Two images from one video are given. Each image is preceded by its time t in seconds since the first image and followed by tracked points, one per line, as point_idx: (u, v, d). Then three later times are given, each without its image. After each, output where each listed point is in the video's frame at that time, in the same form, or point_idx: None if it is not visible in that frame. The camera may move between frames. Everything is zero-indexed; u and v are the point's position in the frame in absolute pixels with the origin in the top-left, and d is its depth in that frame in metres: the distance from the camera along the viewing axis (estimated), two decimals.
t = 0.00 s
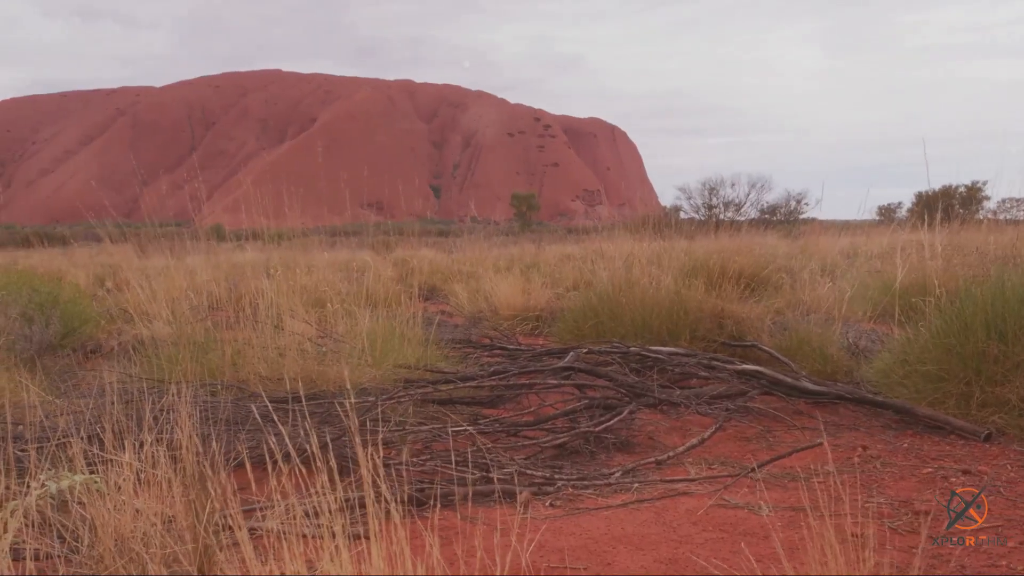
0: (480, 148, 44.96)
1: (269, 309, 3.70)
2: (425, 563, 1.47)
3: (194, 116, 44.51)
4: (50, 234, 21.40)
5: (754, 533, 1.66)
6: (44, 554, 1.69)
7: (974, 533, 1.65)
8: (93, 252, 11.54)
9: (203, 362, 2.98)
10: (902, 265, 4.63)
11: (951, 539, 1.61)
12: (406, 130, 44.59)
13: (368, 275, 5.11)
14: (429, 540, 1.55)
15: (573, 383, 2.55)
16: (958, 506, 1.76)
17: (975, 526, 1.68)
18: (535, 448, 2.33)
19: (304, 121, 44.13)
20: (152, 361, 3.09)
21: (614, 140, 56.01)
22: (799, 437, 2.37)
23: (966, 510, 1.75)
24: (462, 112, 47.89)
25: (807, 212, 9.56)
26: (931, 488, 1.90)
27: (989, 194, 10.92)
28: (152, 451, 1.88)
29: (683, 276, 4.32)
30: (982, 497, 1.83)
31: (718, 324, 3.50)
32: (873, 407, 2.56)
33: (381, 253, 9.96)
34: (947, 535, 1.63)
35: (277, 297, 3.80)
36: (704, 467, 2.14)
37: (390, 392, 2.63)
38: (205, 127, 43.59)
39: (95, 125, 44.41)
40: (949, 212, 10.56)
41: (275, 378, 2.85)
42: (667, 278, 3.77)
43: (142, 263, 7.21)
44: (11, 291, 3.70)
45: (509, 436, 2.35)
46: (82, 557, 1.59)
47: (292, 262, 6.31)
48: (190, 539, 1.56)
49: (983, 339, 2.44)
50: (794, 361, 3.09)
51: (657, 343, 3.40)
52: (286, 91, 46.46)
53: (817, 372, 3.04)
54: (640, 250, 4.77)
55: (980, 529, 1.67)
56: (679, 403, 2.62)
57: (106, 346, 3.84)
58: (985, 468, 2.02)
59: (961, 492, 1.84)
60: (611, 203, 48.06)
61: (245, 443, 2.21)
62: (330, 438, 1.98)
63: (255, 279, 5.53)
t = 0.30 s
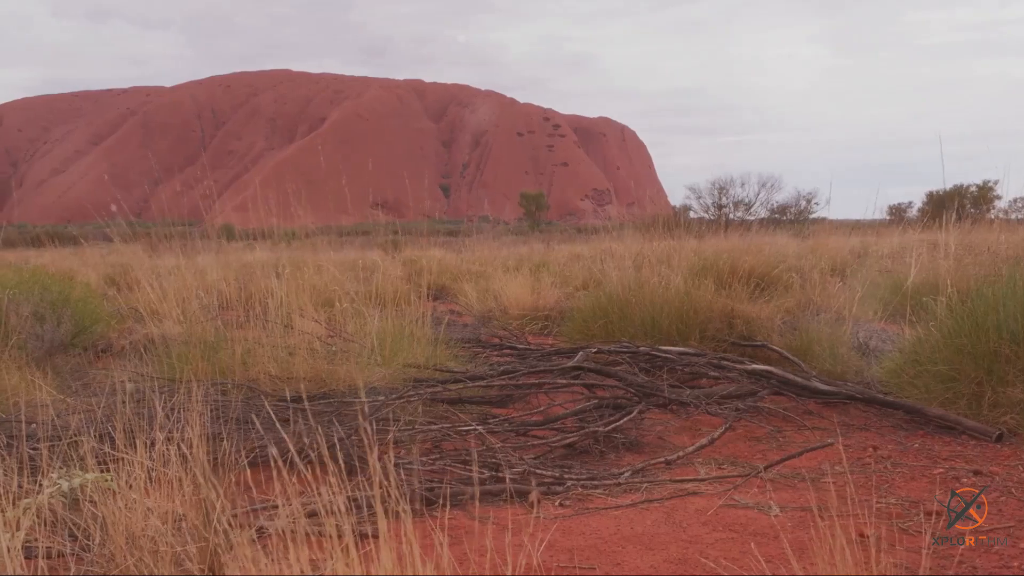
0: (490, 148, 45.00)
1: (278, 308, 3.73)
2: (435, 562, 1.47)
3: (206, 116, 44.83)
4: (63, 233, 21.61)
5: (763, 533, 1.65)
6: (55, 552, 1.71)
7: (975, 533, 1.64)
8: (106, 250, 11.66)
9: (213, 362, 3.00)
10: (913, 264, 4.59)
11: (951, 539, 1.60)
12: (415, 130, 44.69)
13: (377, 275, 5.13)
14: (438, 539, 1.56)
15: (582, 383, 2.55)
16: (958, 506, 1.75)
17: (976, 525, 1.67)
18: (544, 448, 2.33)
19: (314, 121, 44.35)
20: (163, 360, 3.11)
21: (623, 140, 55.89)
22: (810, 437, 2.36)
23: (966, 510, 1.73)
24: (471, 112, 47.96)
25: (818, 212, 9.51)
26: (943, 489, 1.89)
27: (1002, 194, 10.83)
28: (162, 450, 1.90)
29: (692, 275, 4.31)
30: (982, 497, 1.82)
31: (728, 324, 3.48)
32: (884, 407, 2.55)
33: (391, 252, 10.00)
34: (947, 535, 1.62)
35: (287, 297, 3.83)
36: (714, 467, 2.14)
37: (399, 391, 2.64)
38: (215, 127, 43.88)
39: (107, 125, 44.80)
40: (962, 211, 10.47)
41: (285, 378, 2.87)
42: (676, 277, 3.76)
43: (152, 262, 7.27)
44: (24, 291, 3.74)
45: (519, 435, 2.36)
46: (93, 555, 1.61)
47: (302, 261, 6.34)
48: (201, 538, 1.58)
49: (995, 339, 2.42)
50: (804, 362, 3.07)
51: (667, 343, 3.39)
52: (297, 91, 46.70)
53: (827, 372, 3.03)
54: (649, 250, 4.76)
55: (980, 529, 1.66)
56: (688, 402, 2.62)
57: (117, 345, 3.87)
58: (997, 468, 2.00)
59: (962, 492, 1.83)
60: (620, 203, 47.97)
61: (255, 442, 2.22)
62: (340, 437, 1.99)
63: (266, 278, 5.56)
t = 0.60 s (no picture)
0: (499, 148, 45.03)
1: (289, 308, 3.75)
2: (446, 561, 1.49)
3: (218, 117, 45.17)
4: (77, 233, 21.81)
5: (775, 534, 1.65)
6: (68, 551, 1.73)
7: (973, 533, 1.64)
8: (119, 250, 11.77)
9: (224, 361, 3.02)
10: (925, 264, 4.56)
11: (951, 539, 1.59)
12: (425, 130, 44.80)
13: (387, 274, 5.16)
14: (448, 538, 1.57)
15: (592, 383, 2.55)
16: (958, 507, 1.75)
17: (974, 525, 1.67)
18: (554, 448, 2.34)
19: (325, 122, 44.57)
20: (174, 360, 3.14)
21: (633, 140, 55.75)
22: (821, 437, 2.35)
23: (966, 510, 1.73)
24: (481, 112, 48.03)
25: (828, 211, 9.45)
26: (955, 490, 1.88)
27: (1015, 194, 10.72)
28: (173, 449, 1.92)
29: (702, 275, 4.30)
30: (981, 497, 1.81)
31: (738, 324, 3.47)
32: (895, 407, 2.53)
33: (401, 252, 10.03)
34: (946, 535, 1.62)
35: (298, 297, 3.85)
36: (725, 467, 2.13)
37: (410, 391, 2.65)
38: (227, 128, 44.20)
39: (120, 126, 45.21)
40: (975, 211, 10.37)
41: (296, 378, 2.90)
42: (686, 277, 3.75)
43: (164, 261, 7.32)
44: (37, 291, 3.79)
45: (529, 435, 2.36)
46: (105, 554, 1.63)
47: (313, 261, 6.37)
48: (212, 537, 1.59)
49: (1008, 339, 2.40)
50: (815, 362, 3.06)
51: (677, 343, 3.38)
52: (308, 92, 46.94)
53: (838, 373, 3.01)
54: (659, 249, 4.75)
55: (979, 529, 1.65)
56: (699, 403, 2.61)
57: (128, 345, 3.91)
58: (1010, 470, 1.98)
59: (961, 492, 1.83)
60: (630, 203, 47.90)
61: (266, 441, 2.24)
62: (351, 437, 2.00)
63: (276, 278, 5.59)
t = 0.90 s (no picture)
0: (510, 147, 45.06)
1: (299, 308, 3.78)
2: (455, 560, 1.50)
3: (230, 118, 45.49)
4: (90, 232, 22.03)
5: (786, 534, 1.64)
6: (79, 549, 1.75)
7: (974, 533, 1.63)
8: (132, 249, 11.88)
9: (234, 360, 3.04)
10: (937, 264, 4.51)
11: (951, 539, 1.58)
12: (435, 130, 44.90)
13: (397, 274, 5.17)
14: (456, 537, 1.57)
15: (603, 383, 2.55)
16: (958, 507, 1.74)
17: (975, 526, 1.66)
18: (564, 448, 2.34)
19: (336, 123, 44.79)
20: (185, 359, 3.17)
21: (643, 140, 55.59)
22: (832, 437, 2.34)
23: (966, 510, 1.72)
24: (491, 112, 48.07)
25: (840, 211, 9.38)
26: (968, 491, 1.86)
27: None
28: (184, 448, 1.94)
29: (713, 275, 4.28)
30: (982, 497, 1.80)
31: (749, 324, 3.46)
32: (907, 408, 2.51)
33: (411, 251, 10.06)
34: (946, 535, 1.61)
35: (309, 296, 3.87)
36: (736, 468, 2.13)
37: (420, 390, 2.66)
38: (239, 129, 44.51)
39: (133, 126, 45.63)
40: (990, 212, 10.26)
41: (307, 377, 2.92)
42: (697, 277, 3.74)
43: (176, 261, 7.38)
44: (49, 290, 3.84)
45: (539, 435, 2.36)
46: (116, 552, 1.65)
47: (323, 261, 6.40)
48: (222, 536, 1.60)
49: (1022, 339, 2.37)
50: (826, 362, 3.03)
51: (687, 343, 3.37)
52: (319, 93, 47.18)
53: (850, 373, 2.98)
54: (670, 249, 4.73)
55: (979, 529, 1.64)
56: (709, 403, 2.60)
57: (140, 344, 3.95)
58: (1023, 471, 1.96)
59: (961, 493, 1.81)
60: (640, 203, 47.77)
61: (277, 441, 2.26)
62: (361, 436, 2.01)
63: (287, 277, 5.63)
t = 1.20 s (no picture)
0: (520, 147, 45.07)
1: (311, 307, 3.80)
2: (468, 560, 1.51)
3: (243, 119, 45.82)
4: (105, 233, 22.25)
5: (797, 535, 1.64)
6: (91, 547, 1.77)
7: (974, 533, 1.62)
8: (145, 249, 11.98)
9: (246, 360, 3.07)
10: (950, 264, 4.47)
11: (950, 539, 1.58)
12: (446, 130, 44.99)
13: (408, 273, 5.19)
14: (465, 536, 1.58)
15: (613, 383, 2.55)
16: (959, 507, 1.73)
17: (975, 525, 1.65)
18: (575, 447, 2.34)
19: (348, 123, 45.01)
20: (198, 358, 3.20)
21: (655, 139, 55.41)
22: (844, 438, 2.32)
23: (966, 509, 1.71)
24: (502, 112, 48.10)
25: (852, 211, 9.30)
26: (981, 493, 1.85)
27: None
28: (194, 447, 1.95)
29: (724, 275, 4.26)
30: (982, 498, 1.80)
31: (760, 325, 3.44)
32: (919, 408, 2.49)
33: (421, 251, 10.09)
34: (946, 535, 1.60)
35: (320, 296, 3.90)
36: (747, 468, 2.12)
37: (431, 390, 2.67)
38: (252, 129, 44.82)
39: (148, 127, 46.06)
40: (1005, 212, 10.14)
41: (318, 376, 2.94)
42: (708, 277, 3.72)
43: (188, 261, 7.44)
44: (63, 289, 3.88)
45: (550, 435, 2.37)
46: (127, 551, 1.66)
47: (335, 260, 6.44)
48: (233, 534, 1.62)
49: None
50: (838, 362, 3.01)
51: (699, 343, 3.36)
52: (331, 93, 47.43)
53: (862, 373, 2.96)
54: (681, 249, 4.72)
55: (979, 529, 1.64)
56: (721, 403, 2.59)
57: (152, 343, 3.99)
58: None
59: (962, 492, 1.81)
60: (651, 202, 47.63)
61: (288, 440, 2.27)
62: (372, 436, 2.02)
63: (299, 277, 5.66)
